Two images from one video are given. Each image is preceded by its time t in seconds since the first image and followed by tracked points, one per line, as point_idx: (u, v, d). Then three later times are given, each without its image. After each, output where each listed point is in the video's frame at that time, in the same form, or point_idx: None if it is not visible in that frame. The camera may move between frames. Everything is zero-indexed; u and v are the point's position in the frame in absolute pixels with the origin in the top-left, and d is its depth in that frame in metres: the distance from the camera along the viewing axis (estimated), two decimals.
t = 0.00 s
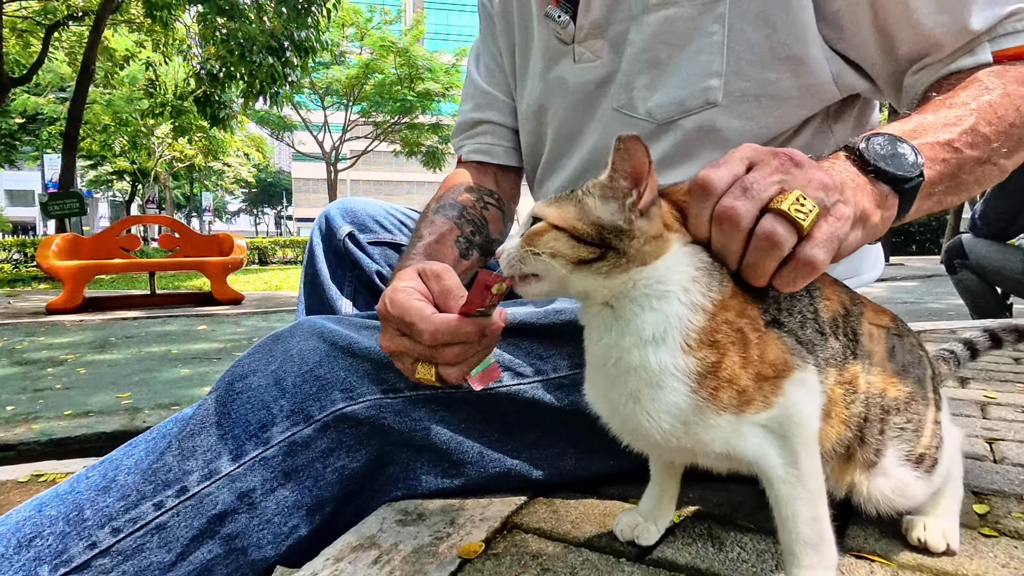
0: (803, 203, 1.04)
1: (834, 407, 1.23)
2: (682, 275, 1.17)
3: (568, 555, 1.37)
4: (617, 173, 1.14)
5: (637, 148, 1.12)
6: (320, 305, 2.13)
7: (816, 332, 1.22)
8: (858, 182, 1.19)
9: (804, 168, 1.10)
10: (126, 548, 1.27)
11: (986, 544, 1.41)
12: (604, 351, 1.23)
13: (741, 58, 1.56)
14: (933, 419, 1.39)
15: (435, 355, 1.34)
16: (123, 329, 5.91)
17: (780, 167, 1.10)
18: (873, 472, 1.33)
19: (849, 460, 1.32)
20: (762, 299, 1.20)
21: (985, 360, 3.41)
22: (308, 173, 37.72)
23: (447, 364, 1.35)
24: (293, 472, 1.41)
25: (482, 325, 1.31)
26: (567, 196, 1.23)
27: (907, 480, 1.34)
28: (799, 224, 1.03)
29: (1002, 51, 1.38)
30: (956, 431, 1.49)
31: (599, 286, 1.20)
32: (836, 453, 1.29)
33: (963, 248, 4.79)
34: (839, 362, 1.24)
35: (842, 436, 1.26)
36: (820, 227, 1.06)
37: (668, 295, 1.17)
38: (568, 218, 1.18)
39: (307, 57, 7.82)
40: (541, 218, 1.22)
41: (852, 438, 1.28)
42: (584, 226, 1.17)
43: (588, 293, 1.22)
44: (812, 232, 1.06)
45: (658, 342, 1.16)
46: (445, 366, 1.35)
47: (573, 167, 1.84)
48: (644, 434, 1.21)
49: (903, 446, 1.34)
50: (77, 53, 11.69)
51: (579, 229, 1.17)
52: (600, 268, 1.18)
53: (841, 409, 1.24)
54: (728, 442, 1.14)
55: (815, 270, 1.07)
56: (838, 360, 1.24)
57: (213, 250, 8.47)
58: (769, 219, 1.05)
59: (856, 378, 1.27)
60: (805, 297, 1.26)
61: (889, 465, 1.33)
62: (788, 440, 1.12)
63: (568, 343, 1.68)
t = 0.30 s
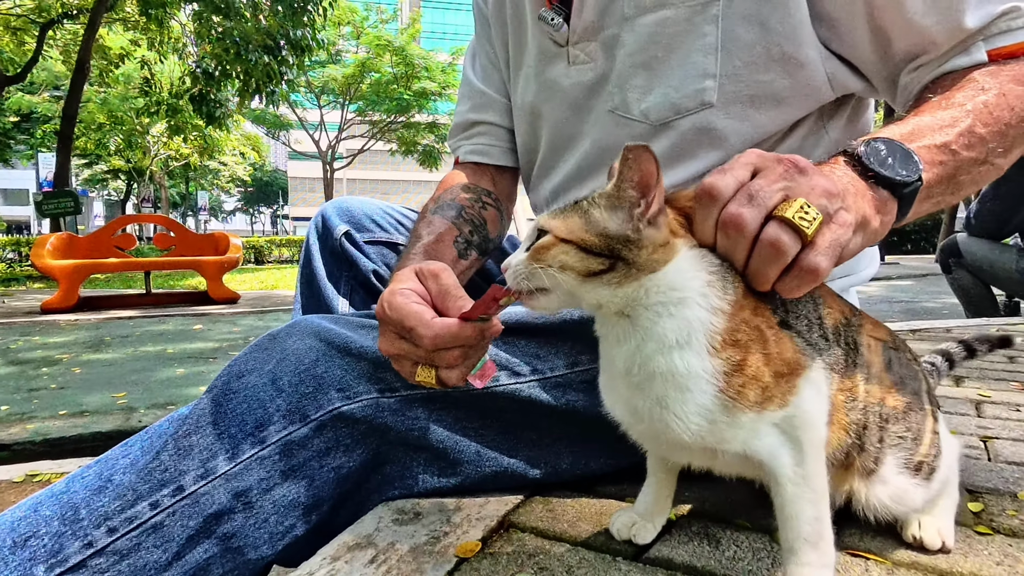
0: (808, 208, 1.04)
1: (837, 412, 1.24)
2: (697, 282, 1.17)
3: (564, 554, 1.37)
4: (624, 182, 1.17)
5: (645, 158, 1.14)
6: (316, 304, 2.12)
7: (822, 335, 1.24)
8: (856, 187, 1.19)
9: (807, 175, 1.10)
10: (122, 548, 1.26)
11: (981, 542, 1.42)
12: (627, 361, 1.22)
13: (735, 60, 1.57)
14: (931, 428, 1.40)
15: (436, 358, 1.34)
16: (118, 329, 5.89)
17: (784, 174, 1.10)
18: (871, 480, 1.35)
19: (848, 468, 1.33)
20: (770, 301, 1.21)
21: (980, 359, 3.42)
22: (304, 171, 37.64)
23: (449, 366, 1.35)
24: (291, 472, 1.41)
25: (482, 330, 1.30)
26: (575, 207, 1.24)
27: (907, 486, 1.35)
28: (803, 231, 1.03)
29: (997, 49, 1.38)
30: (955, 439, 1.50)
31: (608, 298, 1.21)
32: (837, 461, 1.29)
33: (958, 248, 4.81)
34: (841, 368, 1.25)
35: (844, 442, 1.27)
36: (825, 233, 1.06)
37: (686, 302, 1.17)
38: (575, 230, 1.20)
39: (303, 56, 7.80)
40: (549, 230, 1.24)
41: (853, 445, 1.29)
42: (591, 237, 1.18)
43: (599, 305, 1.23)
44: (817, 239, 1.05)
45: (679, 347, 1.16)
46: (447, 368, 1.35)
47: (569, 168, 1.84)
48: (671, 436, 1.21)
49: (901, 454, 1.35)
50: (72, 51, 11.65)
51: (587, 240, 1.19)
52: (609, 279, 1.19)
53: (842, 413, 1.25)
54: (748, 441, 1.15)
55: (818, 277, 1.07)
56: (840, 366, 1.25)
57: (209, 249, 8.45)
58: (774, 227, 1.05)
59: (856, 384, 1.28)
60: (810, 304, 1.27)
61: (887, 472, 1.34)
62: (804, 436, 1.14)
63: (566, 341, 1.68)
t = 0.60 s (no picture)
0: (820, 212, 1.05)
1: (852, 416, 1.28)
2: (718, 291, 1.17)
3: (561, 553, 1.37)
4: (635, 195, 1.17)
5: (656, 170, 1.15)
6: (312, 304, 2.11)
7: (836, 337, 1.28)
8: (859, 185, 1.20)
9: (819, 177, 1.11)
10: (118, 548, 1.26)
11: (974, 539, 1.43)
12: (659, 369, 1.22)
13: (729, 59, 1.57)
14: (933, 437, 1.47)
15: (445, 361, 1.35)
16: (113, 328, 5.87)
17: (797, 176, 1.11)
18: (881, 486, 1.37)
19: (859, 474, 1.35)
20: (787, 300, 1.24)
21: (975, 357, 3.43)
22: (300, 170, 37.55)
23: (457, 369, 1.36)
24: (287, 471, 1.41)
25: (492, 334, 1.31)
26: (585, 216, 1.25)
27: (914, 492, 1.38)
28: (815, 235, 1.05)
29: (992, 47, 1.39)
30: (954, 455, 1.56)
31: (623, 306, 1.22)
32: (847, 465, 1.32)
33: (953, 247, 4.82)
34: (855, 372, 1.30)
35: (856, 447, 1.30)
36: (835, 238, 1.08)
37: (713, 312, 1.16)
38: (586, 242, 1.20)
39: (299, 55, 7.79)
40: (560, 241, 1.24)
41: (863, 452, 1.32)
42: (604, 249, 1.19)
43: (616, 314, 1.24)
44: (827, 244, 1.07)
45: (714, 349, 1.16)
46: (455, 370, 1.37)
47: (564, 164, 1.84)
48: (711, 438, 1.22)
49: (909, 458, 1.40)
50: (66, 50, 11.61)
51: (599, 253, 1.19)
52: (623, 290, 1.20)
53: (856, 417, 1.29)
54: (774, 440, 1.17)
55: (829, 281, 1.09)
56: (854, 369, 1.30)
57: (205, 249, 8.42)
58: (787, 231, 1.06)
59: (870, 391, 1.34)
60: (826, 309, 1.32)
61: (895, 476, 1.38)
62: (825, 434, 1.16)
63: (562, 340, 1.68)
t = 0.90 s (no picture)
0: (838, 219, 1.06)
1: (850, 414, 1.31)
2: (734, 304, 1.17)
3: (558, 552, 1.37)
4: (663, 212, 1.14)
5: (684, 190, 1.10)
6: (308, 303, 2.12)
7: (835, 338, 1.31)
8: (869, 190, 1.20)
9: (834, 184, 1.12)
10: (114, 548, 1.26)
11: (969, 537, 1.43)
12: (669, 373, 1.23)
13: (728, 58, 1.57)
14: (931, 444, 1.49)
15: (459, 365, 1.35)
16: (108, 328, 5.84)
17: (814, 183, 1.11)
18: (883, 488, 1.37)
19: (859, 475, 1.36)
20: (789, 305, 1.25)
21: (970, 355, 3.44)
22: (296, 169, 37.47)
23: (469, 372, 1.36)
24: (283, 470, 1.41)
25: (506, 337, 1.31)
26: (611, 228, 1.23)
27: (913, 494, 1.38)
28: (835, 241, 1.05)
29: (993, 48, 1.39)
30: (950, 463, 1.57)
31: (646, 320, 1.21)
32: (843, 467, 1.33)
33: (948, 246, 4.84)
34: (853, 372, 1.34)
35: (856, 445, 1.32)
36: (854, 245, 1.08)
37: (728, 324, 1.17)
38: (614, 256, 1.19)
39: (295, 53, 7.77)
40: (586, 254, 1.23)
41: (865, 453, 1.33)
42: (630, 262, 1.18)
43: (640, 326, 1.24)
44: (846, 252, 1.07)
45: (720, 356, 1.17)
46: (466, 374, 1.37)
47: (564, 164, 1.85)
48: (711, 436, 1.23)
49: (910, 460, 1.41)
50: (60, 48, 11.56)
51: (627, 267, 1.18)
52: (649, 305, 1.19)
53: (856, 414, 1.32)
54: (764, 447, 1.18)
55: (846, 287, 1.10)
56: (851, 369, 1.34)
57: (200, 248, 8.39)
58: (807, 237, 1.07)
59: (869, 392, 1.37)
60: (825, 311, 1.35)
61: (897, 479, 1.37)
62: (813, 443, 1.17)
63: (560, 339, 1.67)
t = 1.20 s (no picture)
0: (842, 223, 1.06)
1: (856, 410, 1.33)
2: (741, 307, 1.18)
3: (554, 551, 1.37)
4: (676, 231, 1.14)
5: (699, 211, 1.10)
6: (304, 302, 2.12)
7: (840, 335, 1.33)
8: (868, 189, 1.21)
9: (837, 187, 1.13)
10: (108, 548, 1.26)
11: (964, 534, 1.44)
12: (678, 373, 1.23)
13: (725, 55, 1.57)
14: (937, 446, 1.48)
15: (461, 363, 1.35)
16: (103, 328, 5.82)
17: (818, 186, 1.11)
18: (887, 486, 1.38)
19: (865, 474, 1.38)
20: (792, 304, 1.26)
21: (964, 354, 3.46)
22: (291, 168, 37.39)
23: (471, 370, 1.36)
24: (279, 470, 1.40)
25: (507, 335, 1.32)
26: (620, 240, 1.23)
27: (915, 493, 1.38)
28: (838, 246, 1.06)
29: (992, 47, 1.39)
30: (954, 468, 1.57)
31: (655, 329, 1.22)
32: (849, 463, 1.35)
33: (942, 245, 4.85)
34: (861, 368, 1.36)
35: (861, 441, 1.33)
36: (857, 249, 1.09)
37: (734, 330, 1.17)
38: (625, 270, 1.20)
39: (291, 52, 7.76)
40: (597, 267, 1.23)
41: (870, 450, 1.35)
42: (642, 277, 1.18)
43: (648, 334, 1.25)
44: (849, 255, 1.08)
45: (728, 356, 1.17)
46: (468, 372, 1.37)
47: (559, 159, 1.85)
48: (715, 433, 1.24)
49: (916, 460, 1.40)
50: (54, 46, 11.52)
51: (638, 283, 1.19)
52: (659, 319, 1.20)
53: (861, 409, 1.34)
54: (766, 448, 1.18)
55: (849, 289, 1.10)
56: (860, 366, 1.35)
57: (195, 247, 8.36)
58: (812, 241, 1.07)
59: (877, 388, 1.39)
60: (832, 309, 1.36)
61: (902, 478, 1.37)
62: (813, 446, 1.18)
63: (557, 338, 1.67)
